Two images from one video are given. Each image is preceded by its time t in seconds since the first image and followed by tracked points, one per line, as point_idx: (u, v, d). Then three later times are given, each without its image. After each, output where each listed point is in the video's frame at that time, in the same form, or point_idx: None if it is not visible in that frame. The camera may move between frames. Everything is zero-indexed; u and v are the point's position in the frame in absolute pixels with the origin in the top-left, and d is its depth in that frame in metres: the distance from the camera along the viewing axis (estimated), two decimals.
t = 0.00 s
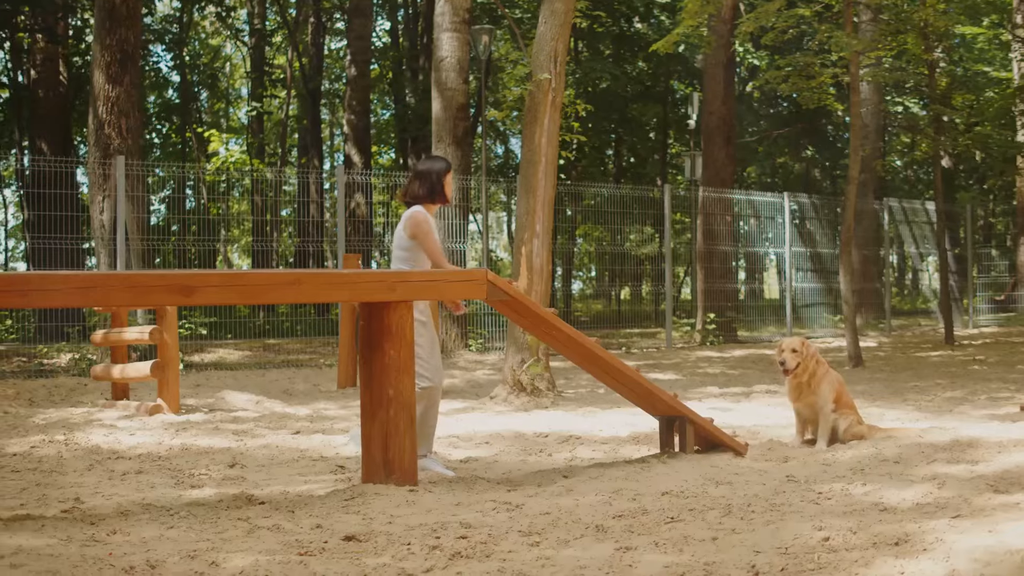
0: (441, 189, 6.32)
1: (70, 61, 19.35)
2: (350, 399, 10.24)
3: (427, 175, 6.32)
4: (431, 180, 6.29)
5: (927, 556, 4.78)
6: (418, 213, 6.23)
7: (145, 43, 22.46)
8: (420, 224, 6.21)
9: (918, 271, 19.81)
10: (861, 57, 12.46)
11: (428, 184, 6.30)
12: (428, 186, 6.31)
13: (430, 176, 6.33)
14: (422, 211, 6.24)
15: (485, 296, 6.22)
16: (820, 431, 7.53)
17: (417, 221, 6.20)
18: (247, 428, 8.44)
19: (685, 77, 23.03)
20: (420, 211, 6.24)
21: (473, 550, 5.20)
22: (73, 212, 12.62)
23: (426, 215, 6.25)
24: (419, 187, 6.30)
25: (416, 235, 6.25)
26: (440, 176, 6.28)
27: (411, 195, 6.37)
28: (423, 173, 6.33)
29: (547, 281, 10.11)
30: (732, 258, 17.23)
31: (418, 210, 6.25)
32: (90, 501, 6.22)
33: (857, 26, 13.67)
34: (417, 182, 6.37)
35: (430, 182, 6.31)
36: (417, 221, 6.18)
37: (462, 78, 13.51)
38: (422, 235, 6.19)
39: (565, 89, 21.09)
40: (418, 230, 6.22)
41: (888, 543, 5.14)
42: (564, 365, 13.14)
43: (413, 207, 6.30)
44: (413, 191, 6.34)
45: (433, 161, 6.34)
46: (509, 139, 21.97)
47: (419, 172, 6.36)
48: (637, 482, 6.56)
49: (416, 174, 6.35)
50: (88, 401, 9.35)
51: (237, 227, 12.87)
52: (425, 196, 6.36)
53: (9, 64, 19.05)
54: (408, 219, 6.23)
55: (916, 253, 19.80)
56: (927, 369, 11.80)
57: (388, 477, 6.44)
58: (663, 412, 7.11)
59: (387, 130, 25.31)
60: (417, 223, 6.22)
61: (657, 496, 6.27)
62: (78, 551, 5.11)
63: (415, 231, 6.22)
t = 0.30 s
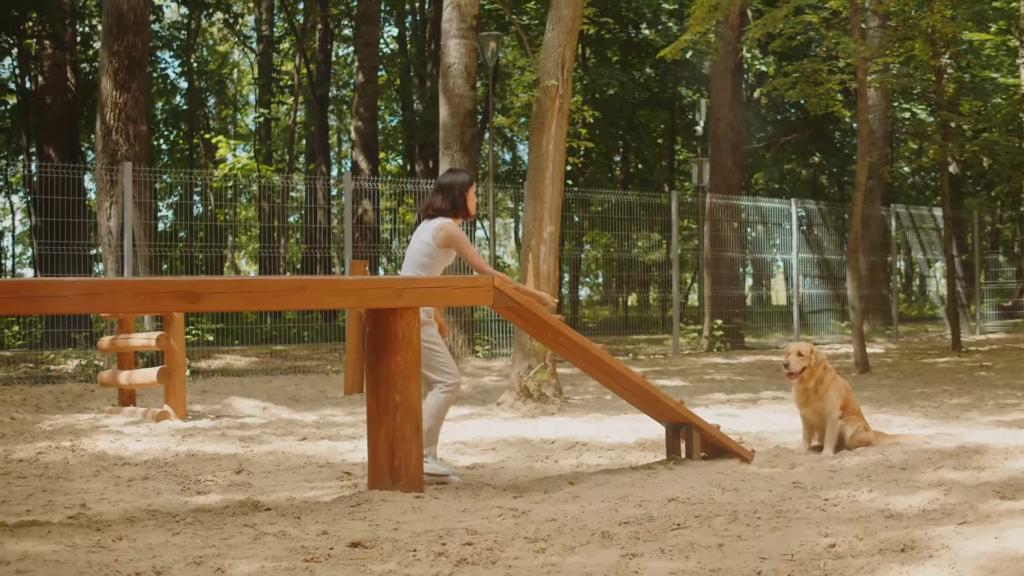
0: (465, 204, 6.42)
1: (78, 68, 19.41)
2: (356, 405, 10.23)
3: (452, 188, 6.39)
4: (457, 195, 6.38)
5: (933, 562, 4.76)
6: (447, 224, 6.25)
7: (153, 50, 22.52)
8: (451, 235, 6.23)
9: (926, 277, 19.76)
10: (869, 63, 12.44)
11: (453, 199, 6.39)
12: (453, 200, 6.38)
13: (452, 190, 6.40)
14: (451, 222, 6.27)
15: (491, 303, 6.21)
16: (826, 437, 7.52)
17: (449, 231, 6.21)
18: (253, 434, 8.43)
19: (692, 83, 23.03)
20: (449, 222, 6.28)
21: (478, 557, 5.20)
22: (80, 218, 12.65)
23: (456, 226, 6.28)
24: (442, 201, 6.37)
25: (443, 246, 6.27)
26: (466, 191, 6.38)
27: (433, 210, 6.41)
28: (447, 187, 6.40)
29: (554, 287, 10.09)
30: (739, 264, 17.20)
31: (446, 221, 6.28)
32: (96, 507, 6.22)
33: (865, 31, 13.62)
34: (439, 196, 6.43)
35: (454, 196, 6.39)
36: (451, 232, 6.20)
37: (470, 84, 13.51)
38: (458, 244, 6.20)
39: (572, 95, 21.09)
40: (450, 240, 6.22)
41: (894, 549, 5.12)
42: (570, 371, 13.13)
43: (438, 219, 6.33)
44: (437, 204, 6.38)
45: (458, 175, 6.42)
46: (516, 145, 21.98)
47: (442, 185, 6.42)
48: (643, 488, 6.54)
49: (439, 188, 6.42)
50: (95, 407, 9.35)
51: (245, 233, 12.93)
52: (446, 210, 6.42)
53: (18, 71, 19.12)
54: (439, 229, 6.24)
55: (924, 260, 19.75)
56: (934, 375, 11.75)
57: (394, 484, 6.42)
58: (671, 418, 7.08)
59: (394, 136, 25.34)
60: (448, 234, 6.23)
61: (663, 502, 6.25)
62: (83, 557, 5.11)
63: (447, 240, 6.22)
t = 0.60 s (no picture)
0: (477, 219, 6.45)
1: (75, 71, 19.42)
2: (354, 407, 10.23)
3: (465, 202, 6.42)
4: (470, 209, 6.41)
5: (931, 562, 4.76)
6: (465, 235, 6.31)
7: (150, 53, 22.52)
8: (469, 246, 6.27)
9: (923, 276, 19.76)
10: (865, 62, 12.44)
11: (465, 213, 6.41)
12: (465, 214, 6.41)
13: (463, 205, 6.44)
14: (468, 234, 6.33)
15: (488, 304, 6.20)
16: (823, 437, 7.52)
17: (468, 242, 6.26)
18: (251, 437, 8.43)
19: (689, 84, 23.04)
20: (467, 233, 6.33)
21: (477, 559, 5.20)
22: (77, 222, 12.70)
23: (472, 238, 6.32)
24: (456, 214, 6.39)
25: (458, 256, 6.32)
26: (478, 204, 6.42)
27: (445, 223, 6.43)
28: (459, 201, 6.43)
29: (552, 289, 10.07)
30: (736, 264, 17.19)
31: (462, 233, 6.33)
32: (94, 511, 6.23)
33: (860, 32, 13.63)
34: (451, 210, 6.45)
35: (466, 210, 6.42)
36: (469, 243, 6.25)
37: (466, 86, 13.52)
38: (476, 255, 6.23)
39: (569, 97, 21.11)
40: (468, 250, 6.26)
41: (892, 549, 5.12)
42: (569, 372, 13.13)
43: (453, 231, 6.35)
44: (450, 217, 6.40)
45: (470, 189, 6.45)
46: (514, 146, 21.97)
47: (453, 200, 6.44)
48: (641, 489, 6.55)
49: (451, 202, 6.44)
50: (92, 411, 9.34)
51: (242, 237, 12.91)
52: (458, 223, 6.44)
53: (15, 75, 19.12)
54: (458, 239, 6.28)
55: (921, 258, 19.76)
56: (931, 374, 11.76)
57: (392, 485, 6.44)
58: (669, 418, 7.07)
59: (392, 139, 25.38)
60: (466, 244, 6.27)
61: (661, 503, 6.26)
62: (82, 561, 5.12)
63: (464, 250, 6.27)
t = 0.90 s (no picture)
0: (488, 232, 6.50)
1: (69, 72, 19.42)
2: (351, 405, 10.23)
3: (477, 215, 6.45)
4: (481, 223, 6.44)
5: (928, 556, 4.77)
6: (478, 248, 6.37)
7: (145, 53, 22.50)
8: (481, 259, 6.34)
9: (918, 271, 19.79)
10: (858, 57, 12.46)
11: (477, 226, 6.45)
12: (476, 227, 6.44)
13: (473, 217, 6.47)
14: (480, 247, 6.38)
15: (484, 301, 6.23)
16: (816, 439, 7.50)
17: (481, 255, 6.32)
18: (248, 435, 8.42)
19: (684, 80, 23.05)
20: (479, 246, 6.38)
21: (474, 555, 5.21)
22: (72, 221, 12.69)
23: (484, 251, 6.38)
24: (467, 229, 6.43)
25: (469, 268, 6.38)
26: (488, 217, 6.46)
27: (455, 234, 6.46)
28: (468, 215, 6.45)
29: (548, 285, 10.10)
30: (732, 260, 17.20)
31: (474, 245, 6.37)
32: (91, 510, 6.24)
33: (854, 27, 13.62)
34: (461, 223, 6.49)
35: (478, 223, 6.45)
36: (482, 256, 6.31)
37: (461, 83, 13.52)
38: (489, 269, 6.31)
39: (564, 94, 21.13)
40: (481, 264, 6.33)
41: (889, 543, 5.13)
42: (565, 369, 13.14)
43: (466, 245, 6.38)
44: (461, 232, 6.43)
45: (481, 202, 6.48)
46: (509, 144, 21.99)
47: (463, 213, 6.46)
48: (638, 484, 6.55)
49: (461, 215, 6.46)
50: (89, 410, 9.33)
51: (237, 235, 12.98)
52: (468, 235, 6.48)
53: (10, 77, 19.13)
54: (471, 251, 6.32)
55: (916, 253, 19.79)
56: (927, 368, 11.77)
57: (389, 483, 6.45)
58: (665, 414, 7.08)
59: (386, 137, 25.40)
60: (479, 257, 6.34)
61: (658, 498, 6.27)
62: (79, 560, 5.12)
63: (477, 263, 6.32)
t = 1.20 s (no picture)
0: (490, 235, 6.55)
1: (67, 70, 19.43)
2: (350, 402, 10.22)
3: (481, 216, 6.50)
4: (485, 224, 6.49)
5: (927, 551, 4.77)
6: (482, 249, 6.40)
7: (142, 50, 22.48)
8: (486, 260, 6.36)
9: (916, 266, 19.81)
10: (856, 52, 12.46)
11: (480, 227, 6.50)
12: (480, 228, 6.50)
13: (477, 219, 6.52)
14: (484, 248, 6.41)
15: (483, 298, 6.23)
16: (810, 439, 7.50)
17: (486, 255, 6.34)
18: (247, 433, 8.41)
19: (681, 76, 23.06)
20: (482, 247, 6.42)
21: (473, 552, 5.21)
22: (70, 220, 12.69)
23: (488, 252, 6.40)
24: (470, 229, 6.47)
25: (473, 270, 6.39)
26: (490, 219, 6.52)
27: (459, 235, 6.51)
28: (472, 216, 6.50)
29: (546, 281, 10.10)
30: (730, 255, 17.20)
31: (478, 246, 6.40)
32: (90, 508, 6.25)
33: (851, 22, 13.59)
34: (464, 224, 6.53)
35: (481, 225, 6.50)
36: (487, 257, 6.33)
37: (458, 80, 13.50)
38: (494, 270, 6.33)
39: (561, 90, 21.11)
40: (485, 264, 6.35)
41: (888, 538, 5.13)
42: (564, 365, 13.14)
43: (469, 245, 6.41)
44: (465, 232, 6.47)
45: (485, 205, 6.54)
46: (507, 139, 22.00)
47: (466, 214, 6.51)
48: (636, 480, 6.55)
49: (465, 216, 6.50)
50: (87, 408, 9.32)
51: (235, 233, 12.97)
52: (471, 237, 6.52)
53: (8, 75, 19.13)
54: (476, 252, 6.34)
55: (914, 248, 19.79)
56: (925, 363, 11.76)
57: (388, 480, 6.46)
58: (664, 410, 7.07)
59: (384, 134, 25.39)
60: (483, 258, 6.35)
61: (657, 495, 6.27)
62: (78, 558, 5.12)
63: (482, 264, 6.34)
